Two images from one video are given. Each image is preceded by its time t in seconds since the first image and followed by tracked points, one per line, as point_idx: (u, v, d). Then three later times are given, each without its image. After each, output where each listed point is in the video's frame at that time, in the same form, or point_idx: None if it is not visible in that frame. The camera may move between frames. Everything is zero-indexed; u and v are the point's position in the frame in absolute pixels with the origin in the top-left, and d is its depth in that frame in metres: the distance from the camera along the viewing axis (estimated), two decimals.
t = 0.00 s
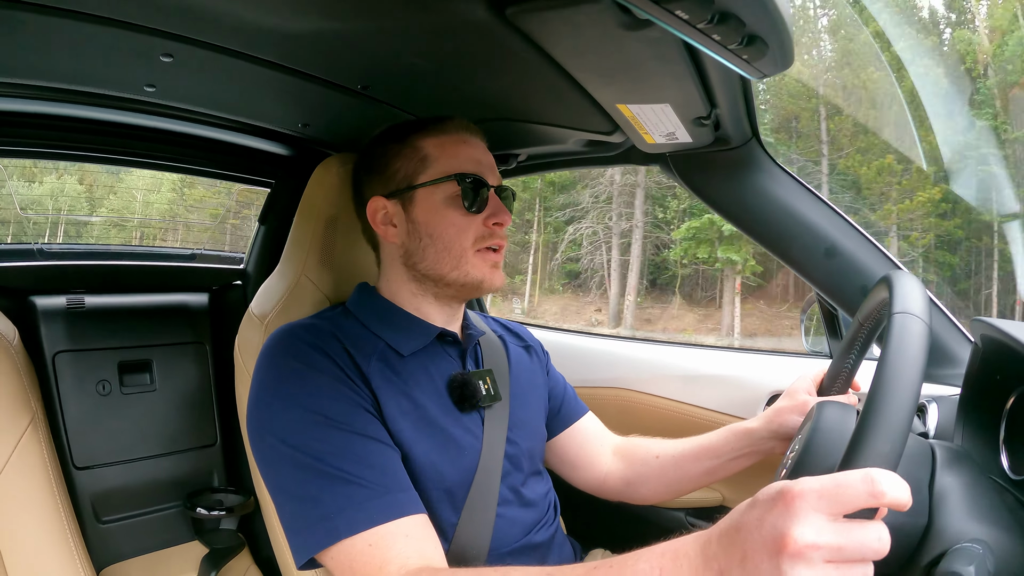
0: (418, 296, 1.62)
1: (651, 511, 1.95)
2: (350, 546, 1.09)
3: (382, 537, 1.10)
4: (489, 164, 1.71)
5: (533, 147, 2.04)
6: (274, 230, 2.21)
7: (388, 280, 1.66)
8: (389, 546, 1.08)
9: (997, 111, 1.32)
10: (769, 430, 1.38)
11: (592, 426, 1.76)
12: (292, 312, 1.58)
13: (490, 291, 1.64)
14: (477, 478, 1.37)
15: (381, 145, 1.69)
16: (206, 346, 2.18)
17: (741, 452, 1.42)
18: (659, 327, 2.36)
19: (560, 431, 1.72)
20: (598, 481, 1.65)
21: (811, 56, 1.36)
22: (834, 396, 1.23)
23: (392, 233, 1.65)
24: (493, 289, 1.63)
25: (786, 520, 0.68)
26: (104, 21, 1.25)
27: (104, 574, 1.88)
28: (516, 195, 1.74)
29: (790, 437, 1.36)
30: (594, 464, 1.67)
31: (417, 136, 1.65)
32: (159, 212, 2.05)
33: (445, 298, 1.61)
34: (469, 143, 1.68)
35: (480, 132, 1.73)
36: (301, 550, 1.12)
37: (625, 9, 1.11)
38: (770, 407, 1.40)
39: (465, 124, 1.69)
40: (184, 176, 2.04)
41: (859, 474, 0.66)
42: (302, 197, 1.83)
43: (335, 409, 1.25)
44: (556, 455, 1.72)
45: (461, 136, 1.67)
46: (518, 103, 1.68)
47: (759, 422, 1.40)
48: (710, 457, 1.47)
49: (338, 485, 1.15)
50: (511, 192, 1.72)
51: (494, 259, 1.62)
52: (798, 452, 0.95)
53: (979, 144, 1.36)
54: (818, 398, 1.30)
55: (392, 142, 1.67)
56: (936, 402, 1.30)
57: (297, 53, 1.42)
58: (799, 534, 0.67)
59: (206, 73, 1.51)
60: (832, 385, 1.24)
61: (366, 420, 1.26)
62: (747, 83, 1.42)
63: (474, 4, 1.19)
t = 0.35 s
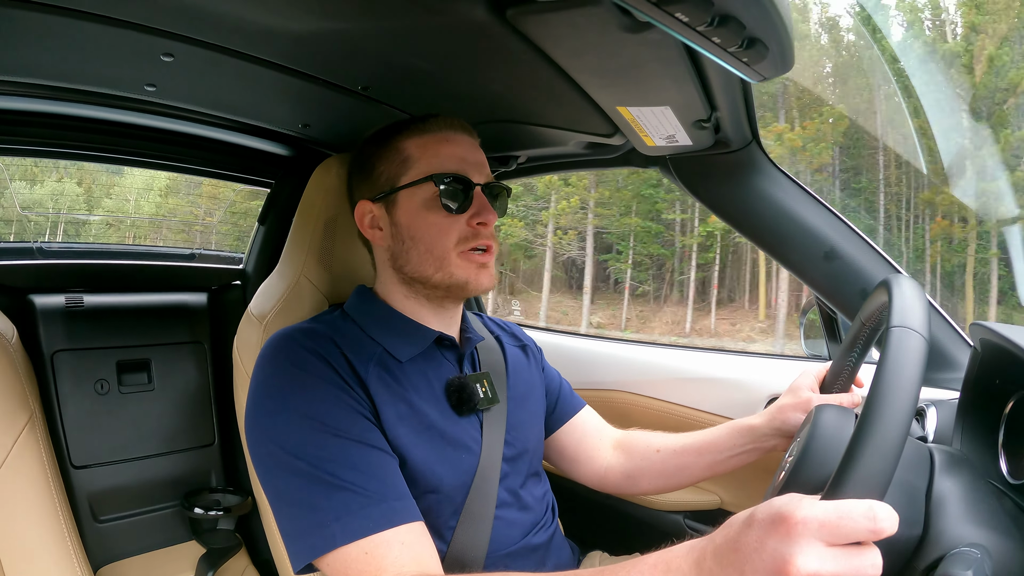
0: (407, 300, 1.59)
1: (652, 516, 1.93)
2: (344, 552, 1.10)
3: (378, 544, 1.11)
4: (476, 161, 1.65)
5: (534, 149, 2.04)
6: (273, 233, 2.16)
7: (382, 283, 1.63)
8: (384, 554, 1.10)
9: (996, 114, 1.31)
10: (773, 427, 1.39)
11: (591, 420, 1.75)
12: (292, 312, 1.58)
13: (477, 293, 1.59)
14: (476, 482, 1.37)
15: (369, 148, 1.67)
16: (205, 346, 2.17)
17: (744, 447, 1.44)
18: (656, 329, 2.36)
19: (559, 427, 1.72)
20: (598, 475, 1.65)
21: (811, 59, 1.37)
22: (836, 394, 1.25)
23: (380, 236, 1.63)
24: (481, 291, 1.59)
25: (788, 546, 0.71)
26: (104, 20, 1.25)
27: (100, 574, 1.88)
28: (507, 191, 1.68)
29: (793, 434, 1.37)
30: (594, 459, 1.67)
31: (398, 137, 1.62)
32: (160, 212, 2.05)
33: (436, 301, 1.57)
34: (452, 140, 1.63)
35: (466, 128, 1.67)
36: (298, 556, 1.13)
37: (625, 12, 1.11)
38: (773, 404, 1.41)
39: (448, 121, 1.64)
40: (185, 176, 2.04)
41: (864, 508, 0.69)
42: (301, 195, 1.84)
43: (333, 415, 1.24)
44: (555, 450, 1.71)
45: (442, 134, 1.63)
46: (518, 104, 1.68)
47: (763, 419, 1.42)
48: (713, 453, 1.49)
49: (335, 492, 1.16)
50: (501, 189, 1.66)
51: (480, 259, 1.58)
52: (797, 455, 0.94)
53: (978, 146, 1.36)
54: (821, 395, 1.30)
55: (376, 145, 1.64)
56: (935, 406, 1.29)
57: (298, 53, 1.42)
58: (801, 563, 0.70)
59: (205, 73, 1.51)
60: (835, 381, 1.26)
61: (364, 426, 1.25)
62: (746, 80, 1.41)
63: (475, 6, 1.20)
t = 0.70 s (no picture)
0: (414, 301, 1.58)
1: (650, 516, 1.93)
2: (358, 557, 1.13)
3: (388, 550, 1.13)
4: (474, 157, 1.62)
5: (533, 149, 2.04)
6: (274, 231, 2.17)
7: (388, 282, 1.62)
8: (395, 559, 1.12)
9: (995, 113, 1.33)
10: (778, 415, 1.40)
11: (594, 417, 1.76)
12: (292, 312, 1.58)
13: (481, 290, 1.58)
14: (480, 483, 1.37)
15: (370, 151, 1.66)
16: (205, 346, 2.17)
17: (752, 435, 1.46)
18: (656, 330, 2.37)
19: (559, 424, 1.72)
20: (603, 468, 1.66)
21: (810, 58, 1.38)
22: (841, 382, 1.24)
23: (382, 241, 1.62)
24: (484, 288, 1.57)
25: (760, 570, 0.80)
26: (104, 20, 1.25)
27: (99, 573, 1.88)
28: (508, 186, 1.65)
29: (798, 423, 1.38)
30: (599, 453, 1.68)
31: (392, 141, 1.60)
32: (159, 212, 2.05)
33: (441, 300, 1.56)
34: (445, 139, 1.60)
35: (459, 123, 1.64)
36: (306, 558, 1.15)
37: (625, 13, 1.12)
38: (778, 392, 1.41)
39: (440, 121, 1.61)
40: (185, 176, 2.04)
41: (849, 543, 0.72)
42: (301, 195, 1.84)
43: (345, 417, 1.25)
44: (559, 446, 1.71)
45: (434, 134, 1.60)
46: (518, 105, 1.68)
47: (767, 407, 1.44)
48: (719, 442, 1.51)
49: (346, 497, 1.17)
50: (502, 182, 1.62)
51: (482, 257, 1.56)
52: (795, 455, 0.95)
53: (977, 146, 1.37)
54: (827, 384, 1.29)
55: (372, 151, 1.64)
56: (935, 406, 1.29)
57: (299, 53, 1.42)
58: None
59: (205, 73, 1.51)
60: (841, 370, 1.24)
61: (376, 430, 1.25)
62: (746, 82, 1.42)
63: (475, 6, 1.20)
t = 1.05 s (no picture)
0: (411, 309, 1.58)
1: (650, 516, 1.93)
2: (357, 568, 1.13)
3: (387, 562, 1.14)
4: (475, 166, 1.60)
5: (532, 149, 2.04)
6: (274, 230, 2.18)
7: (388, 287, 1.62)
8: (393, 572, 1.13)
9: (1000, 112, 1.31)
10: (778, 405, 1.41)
11: (595, 413, 1.76)
12: (292, 312, 1.58)
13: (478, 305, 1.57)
14: (481, 487, 1.38)
15: (368, 153, 1.64)
16: (205, 346, 2.17)
17: (762, 425, 1.47)
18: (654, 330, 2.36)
19: (561, 423, 1.72)
20: (608, 463, 1.67)
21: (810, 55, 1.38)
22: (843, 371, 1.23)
23: (381, 249, 1.62)
24: (480, 303, 1.57)
25: None
26: (104, 20, 1.25)
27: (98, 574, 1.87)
28: (508, 194, 1.63)
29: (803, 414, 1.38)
30: (603, 450, 1.68)
31: (392, 147, 1.59)
32: (160, 212, 2.05)
33: (438, 312, 1.56)
34: (446, 146, 1.58)
35: (463, 131, 1.61)
36: (305, 565, 1.16)
37: (625, 12, 1.11)
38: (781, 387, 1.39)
39: (440, 125, 1.59)
40: (185, 177, 2.04)
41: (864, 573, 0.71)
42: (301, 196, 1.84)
43: (345, 427, 1.24)
44: (560, 445, 1.72)
45: (436, 141, 1.58)
46: (518, 105, 1.68)
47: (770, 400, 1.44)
48: (728, 433, 1.51)
49: (346, 507, 1.18)
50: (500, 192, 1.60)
51: (478, 273, 1.56)
52: (796, 454, 0.95)
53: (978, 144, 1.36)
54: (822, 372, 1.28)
55: (373, 154, 1.62)
56: (935, 406, 1.29)
57: (299, 54, 1.42)
58: None
59: (205, 73, 1.51)
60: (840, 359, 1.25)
61: (377, 440, 1.25)
62: (747, 87, 1.43)
63: (475, 6, 1.20)
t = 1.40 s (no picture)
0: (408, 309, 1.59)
1: (649, 516, 1.93)
2: (355, 567, 1.13)
3: (385, 562, 1.15)
4: (463, 163, 1.59)
5: (532, 150, 2.05)
6: (274, 230, 2.23)
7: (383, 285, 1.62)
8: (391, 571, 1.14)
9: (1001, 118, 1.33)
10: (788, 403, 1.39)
11: (598, 399, 1.77)
12: (293, 312, 1.58)
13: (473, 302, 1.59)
14: (480, 486, 1.38)
15: (355, 156, 1.64)
16: (205, 345, 2.17)
17: (767, 421, 1.45)
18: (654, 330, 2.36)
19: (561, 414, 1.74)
20: (615, 453, 1.68)
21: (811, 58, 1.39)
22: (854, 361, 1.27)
23: (374, 251, 1.62)
24: (474, 300, 1.58)
25: None
26: (105, 20, 1.25)
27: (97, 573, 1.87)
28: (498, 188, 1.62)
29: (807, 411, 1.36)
30: (610, 437, 1.69)
31: (376, 150, 1.59)
32: (158, 211, 2.06)
33: (433, 311, 1.57)
34: (432, 146, 1.57)
35: (445, 127, 1.60)
36: (303, 565, 1.16)
37: (626, 13, 1.12)
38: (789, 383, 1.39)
39: (425, 124, 1.58)
40: (185, 176, 2.05)
41: None
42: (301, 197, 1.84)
43: (343, 426, 1.24)
44: (567, 432, 1.73)
45: (423, 140, 1.57)
46: (517, 105, 1.68)
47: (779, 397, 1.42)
48: (734, 425, 1.51)
49: (343, 507, 1.18)
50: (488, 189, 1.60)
51: (470, 271, 1.56)
52: (796, 454, 0.95)
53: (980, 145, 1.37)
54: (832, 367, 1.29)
55: (359, 159, 1.62)
56: (934, 407, 1.29)
57: (300, 54, 1.42)
58: None
59: (205, 73, 1.51)
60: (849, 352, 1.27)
61: (376, 439, 1.25)
62: (746, 83, 1.41)
63: (475, 7, 1.20)
